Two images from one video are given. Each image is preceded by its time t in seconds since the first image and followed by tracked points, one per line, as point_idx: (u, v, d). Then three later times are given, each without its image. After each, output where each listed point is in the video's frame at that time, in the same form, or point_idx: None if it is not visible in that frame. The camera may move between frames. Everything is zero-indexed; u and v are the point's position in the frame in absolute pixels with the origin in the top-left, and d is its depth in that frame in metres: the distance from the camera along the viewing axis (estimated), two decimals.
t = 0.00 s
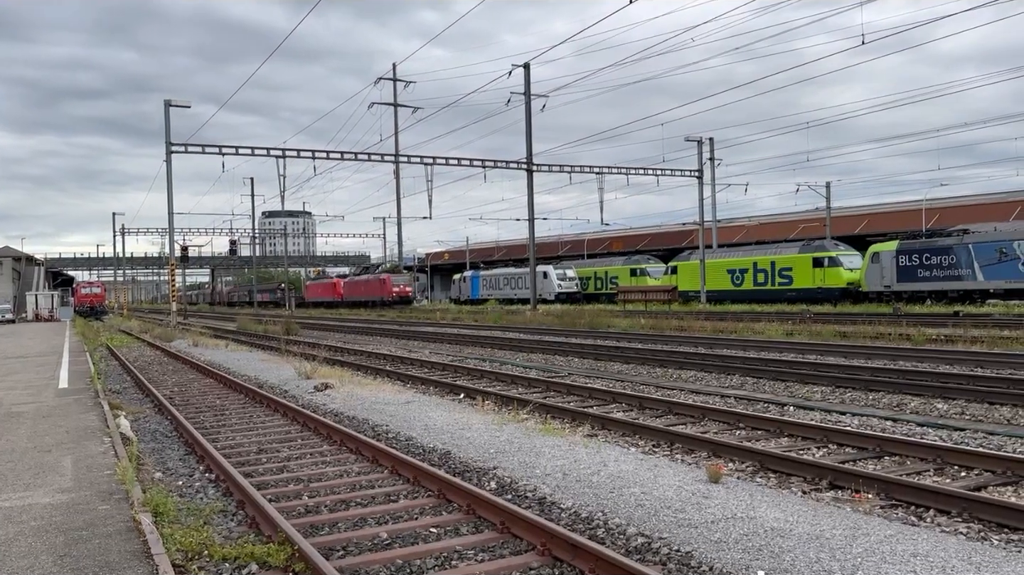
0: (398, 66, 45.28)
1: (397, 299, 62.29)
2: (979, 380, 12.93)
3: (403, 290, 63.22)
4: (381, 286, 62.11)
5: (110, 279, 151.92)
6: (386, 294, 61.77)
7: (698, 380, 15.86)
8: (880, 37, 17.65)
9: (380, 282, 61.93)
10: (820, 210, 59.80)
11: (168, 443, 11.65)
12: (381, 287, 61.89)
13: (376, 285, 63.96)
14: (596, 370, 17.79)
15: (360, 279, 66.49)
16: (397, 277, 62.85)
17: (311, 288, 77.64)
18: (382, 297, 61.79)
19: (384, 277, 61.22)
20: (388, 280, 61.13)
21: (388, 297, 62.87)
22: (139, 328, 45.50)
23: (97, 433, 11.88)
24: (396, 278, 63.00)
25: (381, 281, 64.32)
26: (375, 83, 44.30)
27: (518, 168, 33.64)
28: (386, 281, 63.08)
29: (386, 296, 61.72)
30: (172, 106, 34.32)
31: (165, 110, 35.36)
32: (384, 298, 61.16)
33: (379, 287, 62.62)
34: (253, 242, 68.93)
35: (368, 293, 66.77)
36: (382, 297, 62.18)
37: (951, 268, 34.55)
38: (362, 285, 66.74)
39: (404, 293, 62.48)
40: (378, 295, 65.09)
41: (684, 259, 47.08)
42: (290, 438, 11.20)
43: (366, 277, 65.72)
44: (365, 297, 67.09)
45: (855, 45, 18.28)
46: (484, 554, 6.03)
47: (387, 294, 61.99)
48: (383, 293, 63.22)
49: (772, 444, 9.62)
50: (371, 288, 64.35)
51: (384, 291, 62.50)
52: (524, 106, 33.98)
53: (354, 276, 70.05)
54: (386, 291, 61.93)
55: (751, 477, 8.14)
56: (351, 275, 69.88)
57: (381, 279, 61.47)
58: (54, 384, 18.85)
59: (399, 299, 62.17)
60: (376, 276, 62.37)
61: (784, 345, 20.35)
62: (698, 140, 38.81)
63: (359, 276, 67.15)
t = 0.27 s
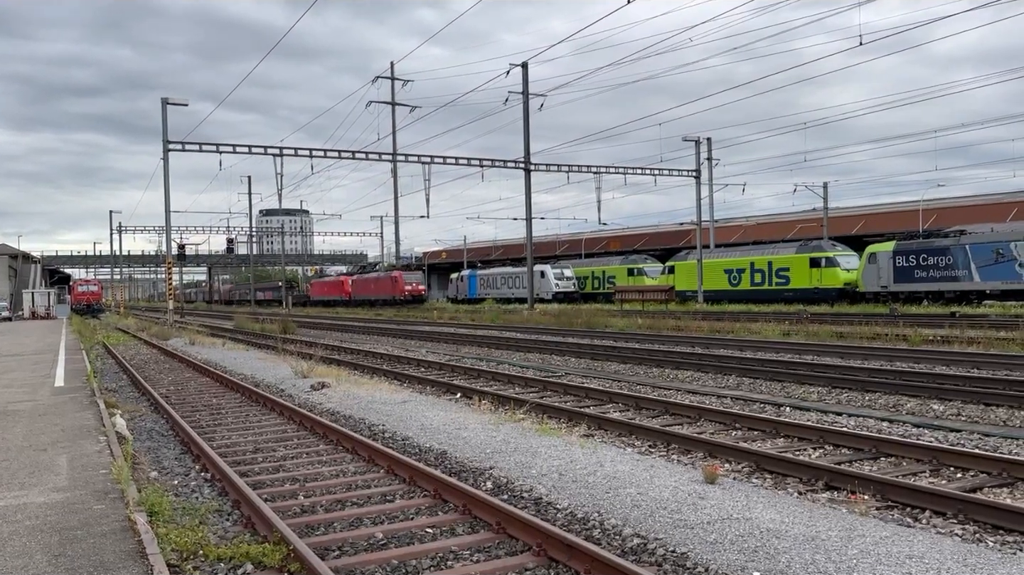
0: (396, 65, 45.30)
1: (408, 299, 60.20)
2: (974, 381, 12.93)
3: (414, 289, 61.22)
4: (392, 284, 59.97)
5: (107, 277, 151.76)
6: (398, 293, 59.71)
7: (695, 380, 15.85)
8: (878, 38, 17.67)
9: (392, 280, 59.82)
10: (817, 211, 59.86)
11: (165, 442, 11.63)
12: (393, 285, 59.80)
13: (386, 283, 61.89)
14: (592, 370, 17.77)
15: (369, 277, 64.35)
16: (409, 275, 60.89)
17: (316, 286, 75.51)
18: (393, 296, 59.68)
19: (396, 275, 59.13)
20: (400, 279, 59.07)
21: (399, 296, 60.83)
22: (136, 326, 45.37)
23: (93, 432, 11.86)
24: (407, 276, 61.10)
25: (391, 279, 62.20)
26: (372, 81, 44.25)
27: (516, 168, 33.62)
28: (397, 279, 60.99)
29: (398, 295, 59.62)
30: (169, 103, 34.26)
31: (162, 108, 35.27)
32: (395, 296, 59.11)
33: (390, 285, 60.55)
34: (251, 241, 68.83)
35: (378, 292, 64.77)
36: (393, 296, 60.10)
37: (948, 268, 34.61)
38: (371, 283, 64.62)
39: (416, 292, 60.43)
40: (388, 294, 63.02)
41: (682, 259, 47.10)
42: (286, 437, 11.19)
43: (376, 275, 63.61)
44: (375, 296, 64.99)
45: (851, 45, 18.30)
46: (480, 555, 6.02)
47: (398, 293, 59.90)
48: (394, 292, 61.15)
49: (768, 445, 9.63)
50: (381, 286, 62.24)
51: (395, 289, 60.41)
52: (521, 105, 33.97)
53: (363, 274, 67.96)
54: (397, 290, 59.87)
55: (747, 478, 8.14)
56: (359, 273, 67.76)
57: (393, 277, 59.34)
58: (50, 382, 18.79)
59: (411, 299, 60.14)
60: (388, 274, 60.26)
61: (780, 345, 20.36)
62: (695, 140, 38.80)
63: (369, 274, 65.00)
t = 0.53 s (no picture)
0: (393, 64, 45.30)
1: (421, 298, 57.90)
2: (970, 382, 12.96)
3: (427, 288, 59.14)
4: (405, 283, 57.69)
5: (102, 275, 151.55)
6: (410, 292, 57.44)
7: (691, 380, 15.86)
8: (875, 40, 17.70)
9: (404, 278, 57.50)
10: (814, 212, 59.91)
11: (160, 441, 11.61)
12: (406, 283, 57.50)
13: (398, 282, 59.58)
14: (589, 370, 17.77)
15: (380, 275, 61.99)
16: (421, 273, 58.78)
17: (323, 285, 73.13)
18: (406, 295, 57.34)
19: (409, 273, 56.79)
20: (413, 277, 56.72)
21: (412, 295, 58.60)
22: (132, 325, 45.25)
23: (88, 431, 11.83)
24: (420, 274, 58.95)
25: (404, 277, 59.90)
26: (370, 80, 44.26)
27: (513, 168, 33.61)
28: (410, 277, 58.67)
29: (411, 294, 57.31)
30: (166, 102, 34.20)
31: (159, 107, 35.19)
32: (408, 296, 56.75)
33: (402, 283, 58.24)
34: (247, 240, 68.71)
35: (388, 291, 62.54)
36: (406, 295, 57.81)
37: (944, 270, 34.66)
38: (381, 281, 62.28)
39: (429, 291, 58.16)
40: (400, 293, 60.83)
41: (679, 260, 47.14)
42: (282, 436, 11.18)
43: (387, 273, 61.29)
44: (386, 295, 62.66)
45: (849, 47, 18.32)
46: (475, 555, 6.01)
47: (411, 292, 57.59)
48: (406, 291, 58.87)
49: (765, 446, 9.63)
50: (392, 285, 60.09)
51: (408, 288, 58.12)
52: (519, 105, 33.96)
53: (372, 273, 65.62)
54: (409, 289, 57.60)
55: (743, 478, 8.15)
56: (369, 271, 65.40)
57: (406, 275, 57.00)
58: (45, 381, 18.75)
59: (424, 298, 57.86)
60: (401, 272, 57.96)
61: (777, 346, 20.37)
62: (693, 141, 38.83)
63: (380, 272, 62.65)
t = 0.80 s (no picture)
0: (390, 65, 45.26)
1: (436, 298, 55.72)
2: (964, 385, 12.99)
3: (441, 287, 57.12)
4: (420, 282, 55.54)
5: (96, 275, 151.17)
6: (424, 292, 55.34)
7: (686, 382, 15.87)
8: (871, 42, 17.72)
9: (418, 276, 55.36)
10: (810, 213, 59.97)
11: (154, 441, 11.57)
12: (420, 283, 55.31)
13: (410, 281, 57.53)
14: (584, 371, 17.77)
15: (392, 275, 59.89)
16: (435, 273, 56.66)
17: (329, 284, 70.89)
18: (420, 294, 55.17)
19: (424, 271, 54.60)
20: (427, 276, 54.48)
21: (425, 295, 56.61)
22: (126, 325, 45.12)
23: (81, 431, 11.79)
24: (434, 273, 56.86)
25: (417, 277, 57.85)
26: (366, 80, 44.20)
27: (510, 168, 33.58)
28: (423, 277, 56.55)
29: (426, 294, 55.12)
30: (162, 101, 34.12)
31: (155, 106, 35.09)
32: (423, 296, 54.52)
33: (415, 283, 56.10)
34: (243, 240, 68.55)
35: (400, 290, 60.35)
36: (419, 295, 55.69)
37: (939, 272, 34.75)
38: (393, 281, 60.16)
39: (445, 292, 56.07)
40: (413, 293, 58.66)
41: (674, 261, 47.19)
42: (276, 437, 11.16)
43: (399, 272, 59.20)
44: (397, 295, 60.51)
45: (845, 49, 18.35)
46: (469, 557, 6.01)
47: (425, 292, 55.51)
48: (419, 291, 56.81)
49: (759, 447, 9.65)
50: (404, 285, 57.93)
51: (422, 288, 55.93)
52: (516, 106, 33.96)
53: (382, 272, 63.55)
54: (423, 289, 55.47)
55: (737, 480, 8.16)
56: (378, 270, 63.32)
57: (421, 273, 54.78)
58: (39, 381, 18.67)
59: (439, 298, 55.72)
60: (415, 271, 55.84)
61: (772, 348, 20.39)
62: (688, 142, 38.87)
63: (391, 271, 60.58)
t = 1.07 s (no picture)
0: (384, 66, 45.23)
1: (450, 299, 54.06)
2: (956, 387, 13.03)
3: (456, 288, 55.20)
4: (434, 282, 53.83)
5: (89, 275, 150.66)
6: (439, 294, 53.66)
7: (679, 384, 15.89)
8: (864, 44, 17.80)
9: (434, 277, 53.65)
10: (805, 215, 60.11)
11: (146, 442, 11.54)
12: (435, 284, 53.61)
13: (423, 282, 55.85)
14: (578, 373, 17.77)
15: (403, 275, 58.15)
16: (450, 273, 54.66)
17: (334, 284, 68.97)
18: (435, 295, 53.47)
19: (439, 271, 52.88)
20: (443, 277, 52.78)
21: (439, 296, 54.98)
22: (119, 326, 44.96)
23: (73, 432, 11.75)
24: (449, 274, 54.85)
25: (431, 277, 56.11)
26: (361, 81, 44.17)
27: (504, 170, 33.58)
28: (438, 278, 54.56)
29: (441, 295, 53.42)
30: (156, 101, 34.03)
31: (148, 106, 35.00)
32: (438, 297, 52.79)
33: (429, 283, 54.31)
34: (237, 240, 68.36)
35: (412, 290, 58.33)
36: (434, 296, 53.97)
37: (932, 274, 34.86)
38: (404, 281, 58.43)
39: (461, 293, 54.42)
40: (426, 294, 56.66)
41: (669, 263, 47.26)
42: (269, 439, 11.14)
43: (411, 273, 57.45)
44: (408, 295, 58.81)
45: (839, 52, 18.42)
46: (462, 559, 6.01)
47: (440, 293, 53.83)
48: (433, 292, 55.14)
49: (752, 449, 9.67)
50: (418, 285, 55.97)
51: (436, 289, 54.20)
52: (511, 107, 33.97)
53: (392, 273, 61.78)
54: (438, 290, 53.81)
55: (730, 482, 8.18)
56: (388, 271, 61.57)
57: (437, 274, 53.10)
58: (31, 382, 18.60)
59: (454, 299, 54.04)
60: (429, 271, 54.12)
61: (765, 350, 20.44)
62: (683, 145, 38.94)
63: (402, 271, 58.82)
